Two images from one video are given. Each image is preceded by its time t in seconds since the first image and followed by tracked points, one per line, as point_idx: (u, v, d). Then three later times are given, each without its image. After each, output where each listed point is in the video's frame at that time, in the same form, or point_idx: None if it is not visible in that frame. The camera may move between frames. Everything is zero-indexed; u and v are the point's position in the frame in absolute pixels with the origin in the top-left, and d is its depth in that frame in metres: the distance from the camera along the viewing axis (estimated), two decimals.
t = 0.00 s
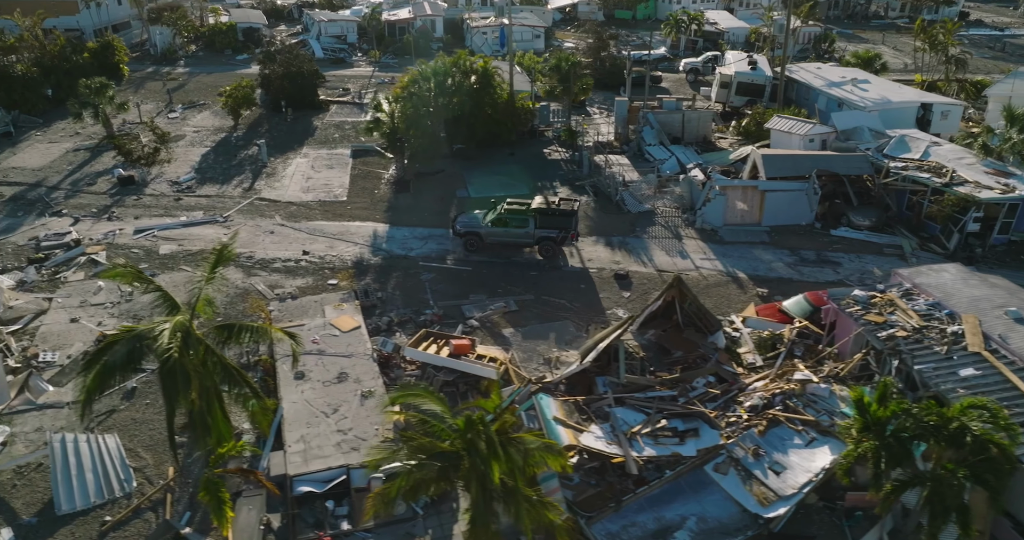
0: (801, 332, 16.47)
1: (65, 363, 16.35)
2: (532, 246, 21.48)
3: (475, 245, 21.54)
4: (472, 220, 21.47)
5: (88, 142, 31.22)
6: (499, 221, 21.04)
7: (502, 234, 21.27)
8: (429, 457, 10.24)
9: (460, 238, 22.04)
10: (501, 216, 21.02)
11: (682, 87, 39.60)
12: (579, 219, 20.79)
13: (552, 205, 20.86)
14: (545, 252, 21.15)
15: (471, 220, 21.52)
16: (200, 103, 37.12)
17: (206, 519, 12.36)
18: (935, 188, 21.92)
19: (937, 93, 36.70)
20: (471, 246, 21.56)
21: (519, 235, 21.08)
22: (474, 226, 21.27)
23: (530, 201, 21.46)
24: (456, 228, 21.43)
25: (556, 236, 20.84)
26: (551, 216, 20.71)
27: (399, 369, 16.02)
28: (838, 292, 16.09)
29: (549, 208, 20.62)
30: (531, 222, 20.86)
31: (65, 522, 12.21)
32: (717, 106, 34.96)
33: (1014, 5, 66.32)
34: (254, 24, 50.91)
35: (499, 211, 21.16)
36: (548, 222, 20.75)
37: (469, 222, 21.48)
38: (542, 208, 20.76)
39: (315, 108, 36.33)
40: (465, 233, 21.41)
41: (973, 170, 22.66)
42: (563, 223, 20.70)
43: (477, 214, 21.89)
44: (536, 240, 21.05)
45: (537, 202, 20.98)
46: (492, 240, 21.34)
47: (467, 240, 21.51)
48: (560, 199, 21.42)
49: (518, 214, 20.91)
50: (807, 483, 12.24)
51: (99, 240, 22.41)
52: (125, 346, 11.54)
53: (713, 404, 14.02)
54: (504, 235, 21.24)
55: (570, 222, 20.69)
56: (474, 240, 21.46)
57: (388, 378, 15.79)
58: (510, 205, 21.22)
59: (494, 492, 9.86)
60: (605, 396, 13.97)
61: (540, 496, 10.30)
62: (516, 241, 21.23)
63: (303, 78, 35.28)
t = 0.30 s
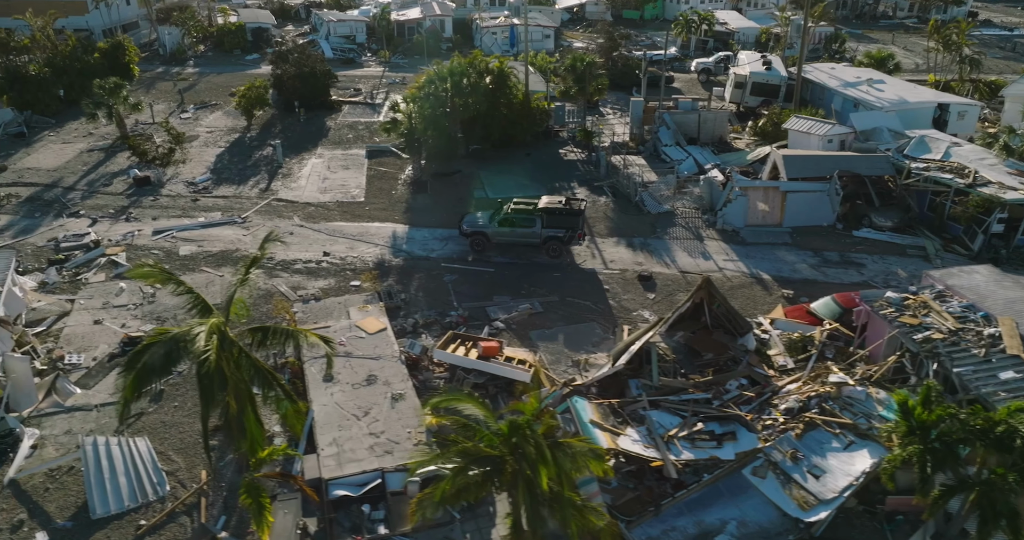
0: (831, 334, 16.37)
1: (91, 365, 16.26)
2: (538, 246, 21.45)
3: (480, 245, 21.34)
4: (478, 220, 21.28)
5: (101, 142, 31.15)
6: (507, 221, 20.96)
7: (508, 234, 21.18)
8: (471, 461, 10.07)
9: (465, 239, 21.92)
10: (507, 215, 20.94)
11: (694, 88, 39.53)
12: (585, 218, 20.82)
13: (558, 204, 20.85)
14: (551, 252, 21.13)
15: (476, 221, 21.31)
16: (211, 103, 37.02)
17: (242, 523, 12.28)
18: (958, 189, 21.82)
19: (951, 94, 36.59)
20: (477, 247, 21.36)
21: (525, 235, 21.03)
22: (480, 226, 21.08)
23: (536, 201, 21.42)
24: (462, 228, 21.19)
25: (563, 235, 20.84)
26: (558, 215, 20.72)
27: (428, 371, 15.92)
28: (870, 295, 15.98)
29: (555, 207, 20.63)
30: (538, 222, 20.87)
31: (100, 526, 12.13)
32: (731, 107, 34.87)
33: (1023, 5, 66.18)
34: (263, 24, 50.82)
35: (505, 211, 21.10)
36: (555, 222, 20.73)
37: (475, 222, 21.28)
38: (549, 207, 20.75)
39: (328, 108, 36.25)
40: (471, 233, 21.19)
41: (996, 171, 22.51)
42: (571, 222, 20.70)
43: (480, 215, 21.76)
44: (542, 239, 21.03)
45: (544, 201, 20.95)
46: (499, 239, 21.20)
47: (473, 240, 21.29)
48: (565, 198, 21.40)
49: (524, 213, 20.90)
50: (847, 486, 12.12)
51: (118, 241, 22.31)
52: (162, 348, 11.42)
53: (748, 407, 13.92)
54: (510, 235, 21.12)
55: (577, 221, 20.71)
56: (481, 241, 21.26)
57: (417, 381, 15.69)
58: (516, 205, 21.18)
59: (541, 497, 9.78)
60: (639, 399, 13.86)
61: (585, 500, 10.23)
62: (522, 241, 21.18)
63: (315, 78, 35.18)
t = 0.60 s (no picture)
0: (857, 337, 16.27)
1: (113, 368, 16.17)
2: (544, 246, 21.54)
3: (486, 246, 21.47)
4: (485, 220, 21.38)
5: (113, 142, 31.09)
6: (513, 222, 21.07)
7: (514, 235, 21.28)
8: (510, 466, 9.95)
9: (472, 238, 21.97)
10: (514, 216, 21.05)
11: (704, 88, 39.46)
12: (591, 219, 20.87)
13: (564, 205, 20.89)
14: (557, 252, 21.26)
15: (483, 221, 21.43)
16: (221, 103, 36.91)
17: (271, 528, 12.17)
18: (978, 190, 21.71)
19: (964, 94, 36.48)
20: (483, 247, 21.50)
21: (531, 235, 21.16)
22: (486, 227, 21.18)
23: (543, 201, 21.51)
24: (469, 229, 21.34)
25: (570, 235, 20.94)
26: (564, 216, 20.75)
27: (452, 374, 15.82)
28: (897, 297, 15.88)
29: (561, 207, 20.65)
30: (544, 222, 20.96)
31: (129, 530, 12.04)
32: (743, 107, 34.77)
33: None
34: (271, 24, 50.76)
35: (512, 212, 21.18)
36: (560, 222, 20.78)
37: (481, 222, 21.40)
38: (555, 208, 20.78)
39: (338, 108, 36.16)
40: (477, 234, 21.31)
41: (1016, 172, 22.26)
42: (576, 223, 20.75)
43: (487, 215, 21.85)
44: (549, 240, 21.15)
45: (550, 202, 20.98)
46: (505, 240, 21.30)
47: (479, 240, 21.43)
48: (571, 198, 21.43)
49: (530, 214, 21.01)
50: (882, 491, 12.02)
51: (133, 242, 22.20)
52: (193, 351, 11.36)
53: (778, 410, 13.82)
54: (517, 235, 21.22)
55: (583, 221, 20.76)
56: (487, 241, 21.37)
57: (442, 384, 15.59)
58: (522, 205, 21.28)
59: (582, 505, 9.66)
60: (668, 403, 13.76)
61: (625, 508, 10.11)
62: (529, 241, 21.30)
63: (326, 78, 35.10)
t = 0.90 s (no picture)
0: (883, 339, 16.17)
1: (134, 371, 16.07)
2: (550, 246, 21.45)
3: (492, 246, 21.43)
4: (490, 221, 21.30)
5: (124, 143, 31.01)
6: (518, 222, 21.03)
7: (519, 236, 21.28)
8: (550, 472, 9.79)
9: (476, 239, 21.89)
10: (519, 217, 21.05)
11: (715, 88, 39.36)
12: (597, 219, 20.68)
13: (570, 205, 20.68)
14: (563, 253, 21.17)
15: (489, 221, 21.37)
16: (231, 104, 36.79)
17: (300, 534, 12.08)
18: (998, 191, 21.59)
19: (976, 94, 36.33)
20: (488, 247, 21.43)
21: (536, 236, 21.14)
22: (491, 227, 21.14)
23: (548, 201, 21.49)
24: (474, 230, 21.25)
25: (575, 236, 20.83)
26: (570, 217, 20.58)
27: (476, 377, 15.73)
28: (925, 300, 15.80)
29: (567, 208, 20.46)
30: (549, 223, 20.92)
31: (157, 535, 11.94)
32: (755, 108, 34.66)
33: None
34: (278, 24, 50.64)
35: (517, 213, 21.12)
36: (566, 223, 20.67)
37: (486, 223, 21.31)
38: (560, 209, 20.58)
39: (349, 109, 36.04)
40: (481, 234, 21.26)
41: None
42: (582, 224, 20.63)
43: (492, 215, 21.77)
44: (554, 241, 21.08)
45: (555, 202, 20.82)
46: (510, 242, 21.29)
47: (484, 241, 21.36)
48: (578, 197, 21.21)
49: (535, 214, 20.99)
50: (917, 497, 11.89)
51: (149, 244, 22.09)
52: (223, 356, 11.24)
53: (808, 414, 13.72)
54: (522, 237, 21.23)
55: (588, 222, 20.60)
56: (492, 241, 21.32)
57: (466, 387, 15.49)
58: (527, 206, 21.29)
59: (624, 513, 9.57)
60: (697, 406, 13.67)
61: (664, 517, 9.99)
62: (534, 242, 21.30)
63: (336, 79, 35.00)
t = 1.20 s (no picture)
0: (908, 342, 16.09)
1: (153, 374, 15.94)
2: (554, 246, 21.35)
3: (495, 246, 21.34)
4: (494, 222, 21.24)
5: (135, 144, 30.88)
6: (522, 223, 20.90)
7: (523, 236, 21.16)
8: (588, 479, 9.66)
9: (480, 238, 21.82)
10: (524, 218, 20.87)
11: (725, 89, 39.24)
12: (602, 220, 20.64)
13: (575, 206, 20.63)
14: (567, 254, 21.10)
15: (493, 222, 21.30)
16: (240, 105, 36.64)
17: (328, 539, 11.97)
18: (1017, 193, 21.51)
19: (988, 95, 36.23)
20: (491, 248, 21.37)
21: (540, 236, 21.00)
22: (495, 228, 21.11)
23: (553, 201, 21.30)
24: (478, 230, 21.20)
25: (579, 237, 20.75)
26: (575, 218, 20.52)
27: (500, 380, 15.64)
28: (951, 303, 15.73)
29: (572, 209, 20.39)
30: (554, 224, 20.75)
31: None
32: (767, 108, 34.56)
33: None
34: (285, 24, 50.48)
35: (522, 214, 20.96)
36: (570, 224, 20.58)
37: (490, 224, 21.26)
38: (566, 210, 20.51)
39: (359, 110, 35.92)
40: (485, 235, 21.23)
41: None
42: (587, 225, 20.53)
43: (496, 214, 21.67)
44: (558, 241, 20.98)
45: (560, 203, 20.74)
46: (514, 242, 21.24)
47: (488, 242, 21.29)
48: (583, 199, 21.19)
49: (541, 216, 20.78)
50: (951, 502, 11.78)
51: (163, 246, 21.98)
52: (252, 361, 11.12)
53: (837, 417, 13.60)
54: (527, 237, 21.13)
55: (593, 223, 20.51)
56: (496, 242, 21.26)
57: (489, 391, 15.38)
58: (532, 206, 21.09)
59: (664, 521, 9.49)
60: (725, 411, 13.55)
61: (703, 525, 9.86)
62: (539, 242, 21.17)
63: (346, 79, 34.87)
